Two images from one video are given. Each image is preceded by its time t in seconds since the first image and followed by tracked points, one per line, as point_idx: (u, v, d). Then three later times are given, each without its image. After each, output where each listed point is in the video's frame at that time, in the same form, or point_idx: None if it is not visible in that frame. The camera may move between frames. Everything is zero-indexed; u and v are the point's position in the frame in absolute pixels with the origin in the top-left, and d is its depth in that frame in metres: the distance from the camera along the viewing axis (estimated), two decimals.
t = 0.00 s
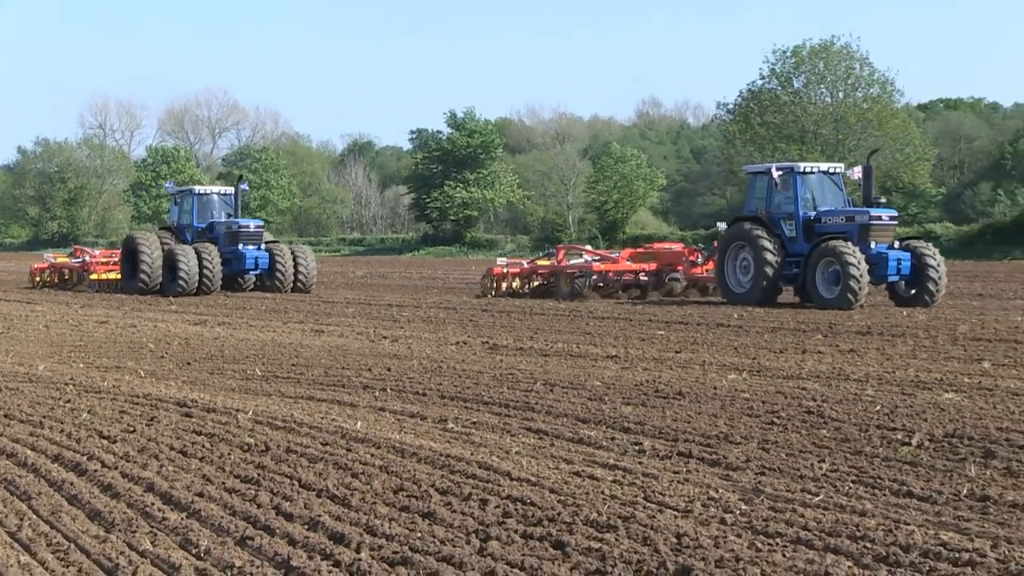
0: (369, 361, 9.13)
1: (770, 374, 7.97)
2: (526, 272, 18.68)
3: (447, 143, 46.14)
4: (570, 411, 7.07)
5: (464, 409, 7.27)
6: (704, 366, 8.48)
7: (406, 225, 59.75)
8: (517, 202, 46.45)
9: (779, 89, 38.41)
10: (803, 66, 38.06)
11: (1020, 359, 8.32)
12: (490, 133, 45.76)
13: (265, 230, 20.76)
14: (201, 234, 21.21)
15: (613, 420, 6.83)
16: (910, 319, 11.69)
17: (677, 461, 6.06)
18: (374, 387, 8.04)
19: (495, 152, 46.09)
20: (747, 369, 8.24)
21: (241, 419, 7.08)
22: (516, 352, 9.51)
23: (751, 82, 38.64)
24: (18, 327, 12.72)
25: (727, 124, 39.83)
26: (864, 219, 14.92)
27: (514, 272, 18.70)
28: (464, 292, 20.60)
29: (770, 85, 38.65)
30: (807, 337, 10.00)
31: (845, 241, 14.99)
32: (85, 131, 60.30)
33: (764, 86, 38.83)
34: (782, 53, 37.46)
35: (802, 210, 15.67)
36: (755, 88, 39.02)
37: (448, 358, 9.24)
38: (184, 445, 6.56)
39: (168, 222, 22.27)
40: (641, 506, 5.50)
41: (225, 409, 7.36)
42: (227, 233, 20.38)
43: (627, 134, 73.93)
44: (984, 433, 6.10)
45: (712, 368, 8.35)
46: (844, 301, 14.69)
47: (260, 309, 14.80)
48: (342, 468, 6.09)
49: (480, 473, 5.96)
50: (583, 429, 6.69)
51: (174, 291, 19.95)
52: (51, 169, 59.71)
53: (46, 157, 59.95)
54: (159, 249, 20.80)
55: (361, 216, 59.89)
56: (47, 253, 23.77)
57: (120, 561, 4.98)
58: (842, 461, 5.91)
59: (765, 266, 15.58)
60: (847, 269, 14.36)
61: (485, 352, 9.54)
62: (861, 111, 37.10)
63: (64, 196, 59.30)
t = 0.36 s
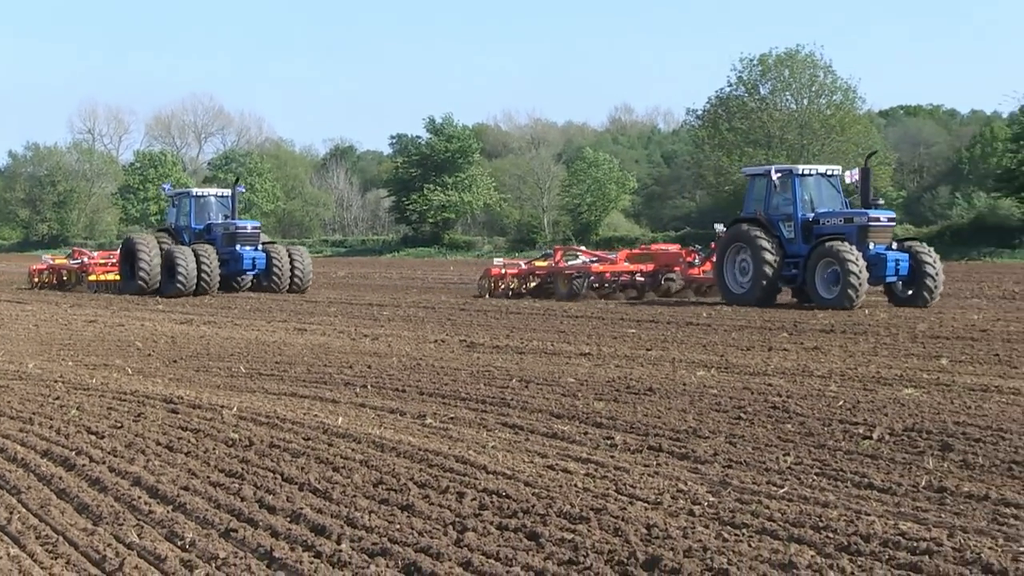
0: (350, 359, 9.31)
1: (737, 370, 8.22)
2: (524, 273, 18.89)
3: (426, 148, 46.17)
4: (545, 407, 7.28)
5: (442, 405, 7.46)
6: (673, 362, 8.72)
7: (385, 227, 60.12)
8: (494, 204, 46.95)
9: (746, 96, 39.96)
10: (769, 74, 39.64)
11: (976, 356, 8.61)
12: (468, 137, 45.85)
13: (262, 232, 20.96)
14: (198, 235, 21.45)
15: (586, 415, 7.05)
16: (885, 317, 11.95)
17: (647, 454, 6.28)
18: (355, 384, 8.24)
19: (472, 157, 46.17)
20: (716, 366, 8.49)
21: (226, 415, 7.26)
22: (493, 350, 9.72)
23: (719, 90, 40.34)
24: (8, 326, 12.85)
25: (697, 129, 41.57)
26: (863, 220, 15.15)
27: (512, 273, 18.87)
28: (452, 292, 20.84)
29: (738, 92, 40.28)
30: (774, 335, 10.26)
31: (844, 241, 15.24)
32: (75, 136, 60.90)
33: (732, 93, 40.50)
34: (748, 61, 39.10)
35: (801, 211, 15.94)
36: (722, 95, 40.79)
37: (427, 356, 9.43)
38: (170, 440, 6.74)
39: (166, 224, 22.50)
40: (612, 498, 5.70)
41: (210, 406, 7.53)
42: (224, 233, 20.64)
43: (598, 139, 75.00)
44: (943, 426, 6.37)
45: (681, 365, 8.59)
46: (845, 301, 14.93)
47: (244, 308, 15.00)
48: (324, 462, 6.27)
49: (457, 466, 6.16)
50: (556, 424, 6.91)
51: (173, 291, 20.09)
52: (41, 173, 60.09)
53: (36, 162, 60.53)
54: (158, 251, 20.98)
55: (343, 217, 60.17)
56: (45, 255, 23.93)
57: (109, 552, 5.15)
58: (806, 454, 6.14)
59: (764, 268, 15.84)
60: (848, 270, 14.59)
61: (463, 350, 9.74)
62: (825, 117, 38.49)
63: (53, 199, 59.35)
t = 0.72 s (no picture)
0: (333, 358, 9.53)
1: (707, 370, 8.48)
2: (522, 276, 19.21)
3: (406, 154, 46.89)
4: (521, 404, 7.51)
5: (421, 402, 7.68)
6: (645, 362, 8.98)
7: (368, 230, 62.16)
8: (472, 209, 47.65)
9: (716, 105, 41.33)
10: (738, 83, 41.02)
11: (935, 355, 8.94)
12: (447, 144, 46.65)
13: (260, 234, 21.14)
14: (198, 238, 21.69)
15: (561, 413, 7.27)
16: (863, 319, 12.23)
17: (620, 451, 6.50)
18: (336, 381, 8.46)
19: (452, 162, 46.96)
20: (686, 365, 8.76)
21: (212, 412, 7.45)
22: (470, 349, 9.96)
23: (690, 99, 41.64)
24: None
25: (669, 137, 42.83)
26: (863, 224, 15.35)
27: (510, 276, 19.25)
28: (440, 294, 21.04)
29: (708, 101, 41.66)
30: (742, 335, 10.54)
31: (844, 245, 15.45)
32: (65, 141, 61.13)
33: (703, 102, 41.87)
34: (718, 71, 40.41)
35: (800, 215, 16.17)
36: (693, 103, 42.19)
37: (407, 355, 9.65)
38: (158, 436, 6.93)
39: (164, 227, 22.72)
40: (585, 493, 5.92)
41: (197, 403, 7.73)
42: (223, 236, 20.80)
43: (573, 145, 76.29)
44: (904, 423, 6.64)
45: (653, 364, 8.86)
46: (844, 305, 15.16)
47: (228, 308, 15.27)
48: (306, 458, 6.47)
49: (435, 462, 6.36)
50: (532, 421, 7.13)
51: (172, 293, 20.25)
52: (33, 178, 60.35)
53: (29, 167, 61.22)
54: (157, 252, 21.17)
55: (326, 221, 61.68)
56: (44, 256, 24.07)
57: (98, 545, 5.34)
58: (772, 450, 6.38)
59: (764, 271, 16.09)
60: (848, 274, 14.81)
61: (442, 349, 9.97)
62: (792, 125, 39.88)
63: (46, 202, 59.54)
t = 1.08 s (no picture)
0: (317, 355, 9.77)
1: (678, 366, 8.80)
2: (522, 276, 19.35)
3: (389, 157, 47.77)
4: (499, 399, 7.77)
5: (403, 397, 7.93)
6: (620, 358, 9.28)
7: (352, 232, 63.04)
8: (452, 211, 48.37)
9: (688, 110, 41.61)
10: (709, 89, 41.34)
11: (899, 351, 9.30)
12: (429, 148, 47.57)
13: (259, 235, 21.38)
14: (198, 239, 21.98)
15: (538, 407, 7.54)
16: (841, 316, 12.51)
17: (594, 444, 6.78)
18: (321, 377, 8.70)
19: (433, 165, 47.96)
20: (659, 361, 9.07)
21: (200, 407, 7.64)
22: (450, 346, 10.24)
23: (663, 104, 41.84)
24: None
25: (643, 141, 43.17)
26: (864, 224, 15.62)
27: (510, 277, 19.36)
28: (427, 293, 21.29)
29: (681, 106, 41.89)
30: (714, 332, 10.84)
31: (846, 245, 15.72)
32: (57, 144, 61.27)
33: (675, 107, 42.07)
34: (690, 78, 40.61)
35: (801, 216, 16.46)
36: (666, 109, 42.40)
37: (389, 352, 9.91)
38: (147, 431, 7.12)
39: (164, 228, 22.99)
40: (561, 484, 6.17)
41: (185, 398, 7.92)
42: (223, 237, 21.00)
43: (550, 149, 77.27)
44: (868, 417, 6.96)
45: (627, 360, 9.17)
46: (846, 304, 15.42)
47: (214, 306, 15.59)
48: (291, 451, 6.70)
49: (416, 455, 6.61)
50: (509, 416, 7.39)
51: (172, 292, 20.44)
52: (25, 180, 60.54)
53: (21, 169, 61.38)
54: (157, 253, 21.46)
55: (311, 222, 62.18)
56: (45, 256, 24.37)
57: (89, 537, 5.53)
58: (741, 443, 6.68)
59: (765, 270, 16.40)
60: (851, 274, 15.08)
61: (422, 347, 10.24)
62: (761, 129, 40.30)
63: (38, 204, 59.52)
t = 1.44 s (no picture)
0: (297, 350, 10.04)
1: (646, 361, 9.17)
2: (518, 274, 20.04)
3: (367, 159, 49.21)
4: (473, 393, 8.08)
5: (381, 391, 8.22)
6: (590, 353, 9.64)
7: (331, 232, 62.37)
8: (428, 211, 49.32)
9: (656, 113, 42.81)
10: (676, 93, 42.59)
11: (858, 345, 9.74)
12: (406, 149, 49.02)
13: (253, 235, 22.27)
14: (192, 238, 22.83)
15: (511, 400, 7.87)
16: (811, 313, 12.88)
17: (565, 436, 7.09)
18: (301, 372, 8.96)
19: (410, 167, 49.29)
20: (627, 356, 9.45)
21: (183, 401, 7.86)
22: (427, 342, 10.59)
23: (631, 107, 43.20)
24: None
25: (613, 143, 44.60)
26: (861, 222, 16.00)
27: (507, 274, 19.99)
28: (408, 292, 21.69)
29: (649, 109, 43.13)
30: (681, 328, 11.23)
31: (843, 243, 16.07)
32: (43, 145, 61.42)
33: (644, 110, 43.31)
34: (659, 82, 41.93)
35: (797, 214, 16.86)
36: (635, 112, 43.66)
37: (367, 347, 10.22)
38: (130, 424, 7.33)
39: (158, 228, 23.82)
40: (533, 475, 6.45)
41: (168, 393, 8.12)
42: (218, 236, 21.90)
43: (524, 151, 78.77)
44: (828, 409, 7.31)
45: (597, 355, 9.53)
46: (844, 302, 15.75)
47: (198, 304, 16.04)
48: (271, 444, 6.95)
49: (393, 447, 6.88)
50: (484, 409, 7.69)
51: (168, 290, 21.21)
52: (11, 181, 60.55)
53: (7, 170, 61.48)
54: (152, 252, 22.23)
55: (292, 222, 61.82)
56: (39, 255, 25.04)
57: (73, 528, 5.72)
58: (706, 435, 7.01)
59: (762, 268, 16.77)
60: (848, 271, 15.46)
61: (400, 342, 10.59)
62: (726, 133, 41.28)
63: (24, 205, 59.54)
